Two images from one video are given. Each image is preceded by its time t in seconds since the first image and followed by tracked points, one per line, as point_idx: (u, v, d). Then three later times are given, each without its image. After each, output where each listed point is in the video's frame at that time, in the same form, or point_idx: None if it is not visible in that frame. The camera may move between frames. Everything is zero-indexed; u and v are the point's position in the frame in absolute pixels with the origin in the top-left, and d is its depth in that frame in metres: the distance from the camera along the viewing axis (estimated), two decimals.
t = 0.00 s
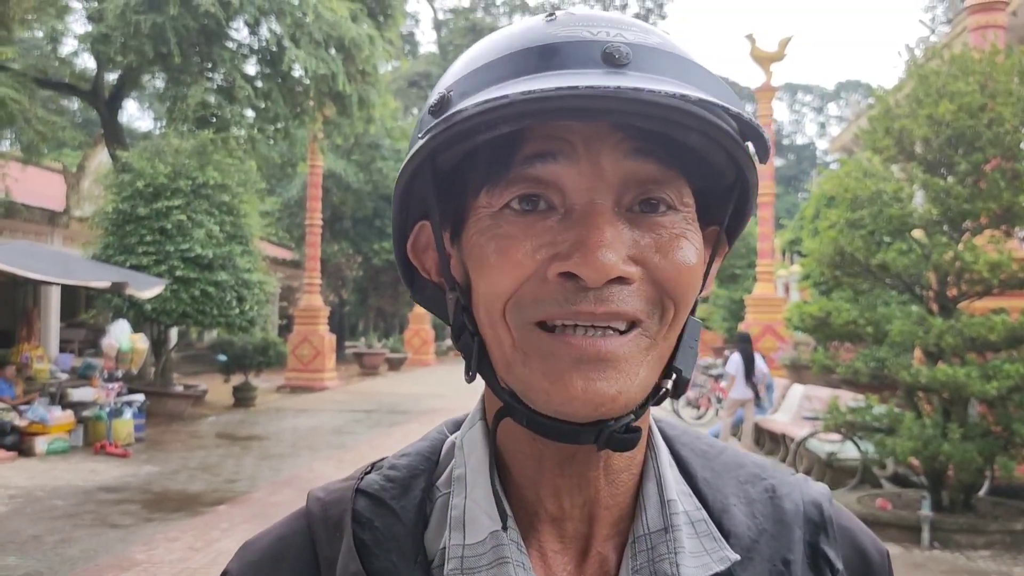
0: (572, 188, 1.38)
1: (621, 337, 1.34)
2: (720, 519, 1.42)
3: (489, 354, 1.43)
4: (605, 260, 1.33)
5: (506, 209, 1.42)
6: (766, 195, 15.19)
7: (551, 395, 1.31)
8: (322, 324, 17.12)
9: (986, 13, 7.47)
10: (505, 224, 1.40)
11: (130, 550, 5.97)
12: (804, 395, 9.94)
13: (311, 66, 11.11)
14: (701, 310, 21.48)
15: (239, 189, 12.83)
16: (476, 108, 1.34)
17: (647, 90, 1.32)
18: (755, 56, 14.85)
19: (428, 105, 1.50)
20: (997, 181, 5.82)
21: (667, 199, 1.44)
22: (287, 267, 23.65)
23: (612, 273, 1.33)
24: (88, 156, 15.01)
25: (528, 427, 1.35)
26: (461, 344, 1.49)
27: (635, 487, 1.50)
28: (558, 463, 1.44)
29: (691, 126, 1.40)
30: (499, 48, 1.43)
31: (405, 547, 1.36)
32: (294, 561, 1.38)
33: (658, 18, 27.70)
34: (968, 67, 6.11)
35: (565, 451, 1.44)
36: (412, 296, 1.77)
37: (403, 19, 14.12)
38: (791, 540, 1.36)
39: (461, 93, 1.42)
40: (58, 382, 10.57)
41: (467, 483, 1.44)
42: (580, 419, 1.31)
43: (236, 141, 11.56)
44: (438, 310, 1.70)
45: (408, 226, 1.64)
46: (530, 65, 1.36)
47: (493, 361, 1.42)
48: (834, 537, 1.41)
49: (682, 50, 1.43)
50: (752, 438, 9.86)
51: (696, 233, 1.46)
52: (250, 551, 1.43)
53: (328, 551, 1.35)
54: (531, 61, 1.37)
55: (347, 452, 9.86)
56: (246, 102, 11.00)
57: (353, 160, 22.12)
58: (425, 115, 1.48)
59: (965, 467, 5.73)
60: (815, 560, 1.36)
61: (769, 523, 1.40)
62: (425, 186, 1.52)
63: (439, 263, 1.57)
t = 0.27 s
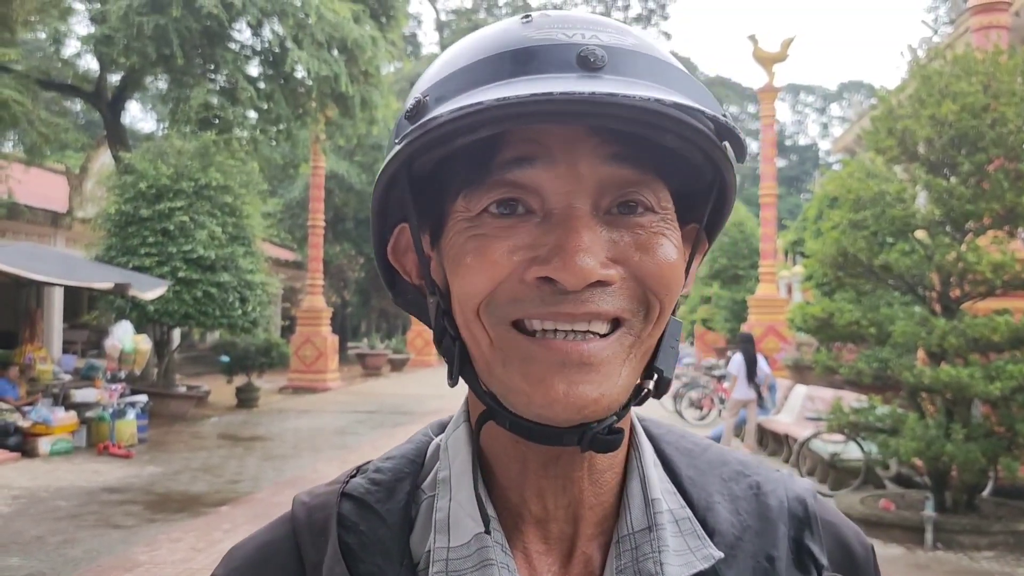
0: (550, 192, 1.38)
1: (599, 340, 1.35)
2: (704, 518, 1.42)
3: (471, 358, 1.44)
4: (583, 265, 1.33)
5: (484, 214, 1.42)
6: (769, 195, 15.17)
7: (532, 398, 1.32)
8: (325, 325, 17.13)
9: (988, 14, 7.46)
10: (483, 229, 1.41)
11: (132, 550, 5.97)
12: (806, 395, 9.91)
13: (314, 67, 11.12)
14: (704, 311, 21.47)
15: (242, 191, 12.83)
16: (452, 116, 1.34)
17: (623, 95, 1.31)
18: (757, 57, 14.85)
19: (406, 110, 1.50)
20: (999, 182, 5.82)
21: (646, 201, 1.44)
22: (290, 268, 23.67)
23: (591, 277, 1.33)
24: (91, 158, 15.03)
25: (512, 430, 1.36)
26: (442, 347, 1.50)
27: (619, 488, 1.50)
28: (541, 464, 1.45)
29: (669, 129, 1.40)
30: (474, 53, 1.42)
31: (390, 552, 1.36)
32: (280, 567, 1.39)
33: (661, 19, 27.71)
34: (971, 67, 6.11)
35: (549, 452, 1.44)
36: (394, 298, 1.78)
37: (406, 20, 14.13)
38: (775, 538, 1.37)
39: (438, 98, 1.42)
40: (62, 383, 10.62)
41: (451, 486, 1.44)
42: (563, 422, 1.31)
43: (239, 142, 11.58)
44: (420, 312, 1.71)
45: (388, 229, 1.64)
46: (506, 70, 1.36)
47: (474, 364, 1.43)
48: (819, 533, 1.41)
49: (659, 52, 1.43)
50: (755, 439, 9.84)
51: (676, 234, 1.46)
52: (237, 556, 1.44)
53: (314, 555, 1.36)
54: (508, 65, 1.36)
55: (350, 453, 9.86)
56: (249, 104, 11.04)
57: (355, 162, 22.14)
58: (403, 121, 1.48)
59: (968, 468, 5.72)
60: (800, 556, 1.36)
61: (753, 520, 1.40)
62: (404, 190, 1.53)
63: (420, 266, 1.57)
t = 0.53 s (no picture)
0: (547, 194, 1.38)
1: (596, 342, 1.36)
2: (700, 518, 1.43)
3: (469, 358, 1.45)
4: (581, 267, 1.34)
5: (482, 215, 1.42)
6: (772, 196, 15.16)
7: (531, 398, 1.32)
8: (328, 325, 17.14)
9: (991, 14, 7.46)
10: (481, 230, 1.41)
11: (136, 551, 5.99)
12: (809, 395, 9.85)
13: (317, 67, 11.14)
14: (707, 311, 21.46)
15: (245, 191, 12.85)
16: (451, 117, 1.34)
17: (622, 97, 1.32)
18: (760, 57, 14.84)
19: (404, 110, 1.50)
20: (1004, 182, 5.81)
21: (644, 203, 1.44)
22: (292, 268, 23.71)
23: (588, 279, 1.34)
24: (94, 158, 15.05)
25: (510, 430, 1.37)
26: (440, 347, 1.50)
27: (615, 487, 1.50)
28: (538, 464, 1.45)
29: (667, 131, 1.40)
30: (473, 53, 1.42)
31: (386, 551, 1.36)
32: (277, 567, 1.39)
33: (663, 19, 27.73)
34: (975, 67, 6.10)
35: (544, 452, 1.44)
36: (390, 297, 1.78)
37: (409, 21, 14.15)
38: (771, 537, 1.37)
39: (436, 98, 1.42)
40: (65, 383, 10.69)
41: (448, 487, 1.45)
42: (562, 423, 1.32)
43: (242, 143, 11.60)
44: (417, 311, 1.71)
45: (385, 228, 1.64)
46: (506, 70, 1.36)
47: (473, 365, 1.43)
48: (816, 533, 1.41)
49: (658, 53, 1.43)
50: (758, 440, 9.83)
51: (673, 235, 1.47)
52: (234, 556, 1.44)
53: (310, 555, 1.36)
54: (507, 67, 1.36)
55: (353, 453, 9.88)
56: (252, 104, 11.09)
57: (358, 162, 22.17)
58: (401, 121, 1.49)
59: (972, 469, 5.71)
60: (796, 556, 1.37)
61: (749, 520, 1.40)
62: (402, 191, 1.53)
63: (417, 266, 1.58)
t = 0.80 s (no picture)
0: (563, 187, 1.38)
1: (609, 335, 1.35)
2: (706, 517, 1.43)
3: (481, 350, 1.44)
4: (596, 258, 1.33)
5: (497, 208, 1.41)
6: (773, 196, 15.16)
7: (543, 390, 1.32)
8: (329, 325, 17.14)
9: (993, 14, 7.45)
10: (496, 222, 1.40)
11: (137, 551, 5.99)
12: (811, 396, 9.84)
13: (318, 67, 11.14)
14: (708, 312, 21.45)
15: (246, 191, 12.85)
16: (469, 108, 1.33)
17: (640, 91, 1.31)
18: (761, 58, 14.84)
19: (420, 105, 1.49)
20: (1005, 182, 5.80)
21: (657, 199, 1.43)
22: (294, 268, 23.71)
23: (602, 271, 1.33)
24: (96, 158, 15.06)
25: (520, 424, 1.36)
26: (452, 341, 1.49)
27: (623, 485, 1.50)
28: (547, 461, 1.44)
29: (682, 128, 1.40)
30: (491, 48, 1.42)
31: (393, 547, 1.36)
32: (285, 563, 1.38)
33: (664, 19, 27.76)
34: (976, 67, 6.09)
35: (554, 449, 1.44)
36: (400, 294, 1.78)
37: (410, 21, 14.15)
38: (777, 537, 1.36)
39: (453, 92, 1.42)
40: (66, 384, 10.72)
41: (455, 483, 1.44)
42: (573, 416, 1.31)
43: (243, 143, 11.62)
44: (427, 308, 1.71)
45: (396, 223, 1.64)
46: (525, 63, 1.36)
47: (486, 356, 1.43)
48: (822, 534, 1.41)
49: (674, 52, 1.43)
50: (759, 440, 9.83)
51: (686, 233, 1.46)
52: (241, 552, 1.43)
53: (318, 551, 1.35)
54: (525, 61, 1.36)
55: (354, 453, 9.88)
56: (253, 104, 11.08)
57: (359, 163, 22.20)
58: (417, 115, 1.48)
59: (973, 469, 5.70)
60: (803, 556, 1.36)
61: (756, 521, 1.40)
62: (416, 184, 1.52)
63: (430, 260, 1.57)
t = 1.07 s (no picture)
0: (586, 182, 1.38)
1: (629, 330, 1.35)
2: (716, 517, 1.42)
3: (499, 345, 1.43)
4: (616, 251, 1.33)
5: (520, 200, 1.41)
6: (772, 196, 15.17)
7: (563, 383, 1.31)
8: (328, 325, 17.13)
9: (992, 14, 7.45)
10: (518, 216, 1.40)
11: (137, 551, 5.98)
12: (810, 397, 9.83)
13: (317, 67, 11.13)
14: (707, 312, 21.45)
15: (246, 191, 12.84)
16: (497, 101, 1.32)
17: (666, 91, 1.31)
18: (760, 58, 14.84)
19: (445, 101, 1.49)
20: (1004, 183, 5.80)
21: (677, 196, 1.43)
22: (292, 268, 23.71)
23: (621, 263, 1.33)
24: (94, 158, 15.06)
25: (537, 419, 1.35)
26: (470, 336, 1.48)
27: (635, 484, 1.50)
28: (563, 457, 1.43)
29: (703, 130, 1.40)
30: (519, 47, 1.41)
31: (407, 540, 1.35)
32: (298, 555, 1.38)
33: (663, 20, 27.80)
34: (975, 68, 6.09)
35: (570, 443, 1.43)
36: (416, 292, 1.77)
37: (409, 21, 14.16)
38: (787, 539, 1.36)
39: (480, 88, 1.41)
40: (64, 384, 10.73)
41: (471, 479, 1.44)
42: (591, 409, 1.30)
43: (242, 143, 11.62)
44: (444, 306, 1.70)
45: (417, 220, 1.63)
46: (552, 63, 1.34)
47: (504, 351, 1.42)
48: (832, 536, 1.40)
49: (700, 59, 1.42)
50: (758, 440, 9.86)
51: (703, 232, 1.47)
52: (255, 543, 1.43)
53: (332, 544, 1.35)
54: (553, 59, 1.35)
55: (353, 453, 9.87)
56: (252, 104, 11.06)
57: (358, 163, 22.21)
58: (443, 110, 1.47)
59: (972, 470, 5.70)
60: (813, 558, 1.36)
61: (766, 522, 1.40)
62: (439, 178, 1.51)
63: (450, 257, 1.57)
